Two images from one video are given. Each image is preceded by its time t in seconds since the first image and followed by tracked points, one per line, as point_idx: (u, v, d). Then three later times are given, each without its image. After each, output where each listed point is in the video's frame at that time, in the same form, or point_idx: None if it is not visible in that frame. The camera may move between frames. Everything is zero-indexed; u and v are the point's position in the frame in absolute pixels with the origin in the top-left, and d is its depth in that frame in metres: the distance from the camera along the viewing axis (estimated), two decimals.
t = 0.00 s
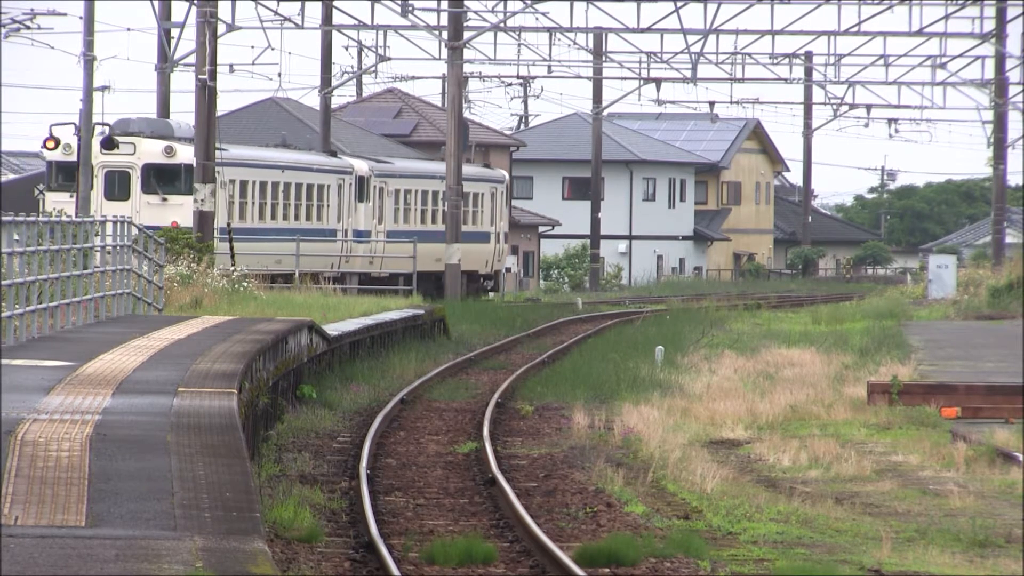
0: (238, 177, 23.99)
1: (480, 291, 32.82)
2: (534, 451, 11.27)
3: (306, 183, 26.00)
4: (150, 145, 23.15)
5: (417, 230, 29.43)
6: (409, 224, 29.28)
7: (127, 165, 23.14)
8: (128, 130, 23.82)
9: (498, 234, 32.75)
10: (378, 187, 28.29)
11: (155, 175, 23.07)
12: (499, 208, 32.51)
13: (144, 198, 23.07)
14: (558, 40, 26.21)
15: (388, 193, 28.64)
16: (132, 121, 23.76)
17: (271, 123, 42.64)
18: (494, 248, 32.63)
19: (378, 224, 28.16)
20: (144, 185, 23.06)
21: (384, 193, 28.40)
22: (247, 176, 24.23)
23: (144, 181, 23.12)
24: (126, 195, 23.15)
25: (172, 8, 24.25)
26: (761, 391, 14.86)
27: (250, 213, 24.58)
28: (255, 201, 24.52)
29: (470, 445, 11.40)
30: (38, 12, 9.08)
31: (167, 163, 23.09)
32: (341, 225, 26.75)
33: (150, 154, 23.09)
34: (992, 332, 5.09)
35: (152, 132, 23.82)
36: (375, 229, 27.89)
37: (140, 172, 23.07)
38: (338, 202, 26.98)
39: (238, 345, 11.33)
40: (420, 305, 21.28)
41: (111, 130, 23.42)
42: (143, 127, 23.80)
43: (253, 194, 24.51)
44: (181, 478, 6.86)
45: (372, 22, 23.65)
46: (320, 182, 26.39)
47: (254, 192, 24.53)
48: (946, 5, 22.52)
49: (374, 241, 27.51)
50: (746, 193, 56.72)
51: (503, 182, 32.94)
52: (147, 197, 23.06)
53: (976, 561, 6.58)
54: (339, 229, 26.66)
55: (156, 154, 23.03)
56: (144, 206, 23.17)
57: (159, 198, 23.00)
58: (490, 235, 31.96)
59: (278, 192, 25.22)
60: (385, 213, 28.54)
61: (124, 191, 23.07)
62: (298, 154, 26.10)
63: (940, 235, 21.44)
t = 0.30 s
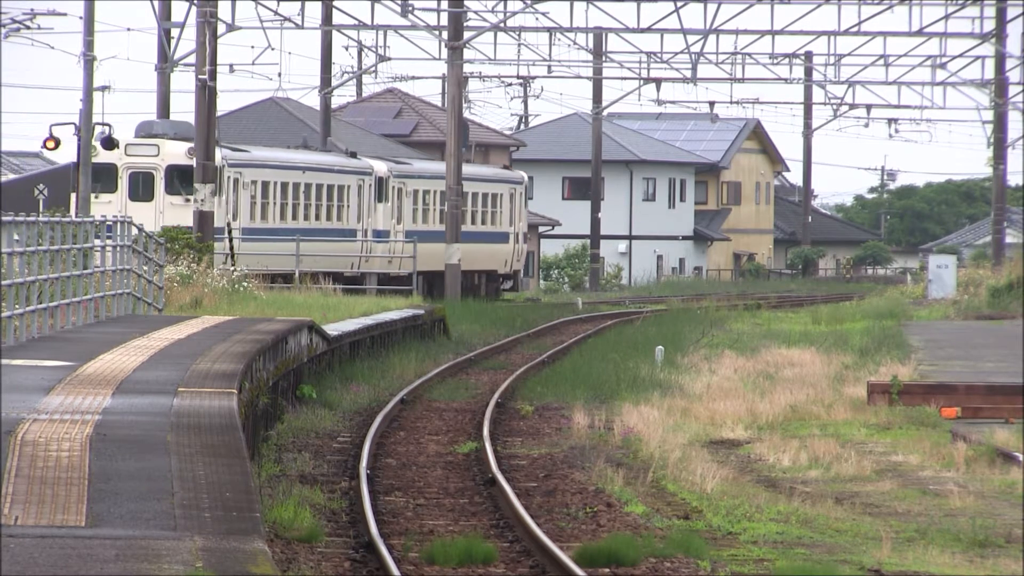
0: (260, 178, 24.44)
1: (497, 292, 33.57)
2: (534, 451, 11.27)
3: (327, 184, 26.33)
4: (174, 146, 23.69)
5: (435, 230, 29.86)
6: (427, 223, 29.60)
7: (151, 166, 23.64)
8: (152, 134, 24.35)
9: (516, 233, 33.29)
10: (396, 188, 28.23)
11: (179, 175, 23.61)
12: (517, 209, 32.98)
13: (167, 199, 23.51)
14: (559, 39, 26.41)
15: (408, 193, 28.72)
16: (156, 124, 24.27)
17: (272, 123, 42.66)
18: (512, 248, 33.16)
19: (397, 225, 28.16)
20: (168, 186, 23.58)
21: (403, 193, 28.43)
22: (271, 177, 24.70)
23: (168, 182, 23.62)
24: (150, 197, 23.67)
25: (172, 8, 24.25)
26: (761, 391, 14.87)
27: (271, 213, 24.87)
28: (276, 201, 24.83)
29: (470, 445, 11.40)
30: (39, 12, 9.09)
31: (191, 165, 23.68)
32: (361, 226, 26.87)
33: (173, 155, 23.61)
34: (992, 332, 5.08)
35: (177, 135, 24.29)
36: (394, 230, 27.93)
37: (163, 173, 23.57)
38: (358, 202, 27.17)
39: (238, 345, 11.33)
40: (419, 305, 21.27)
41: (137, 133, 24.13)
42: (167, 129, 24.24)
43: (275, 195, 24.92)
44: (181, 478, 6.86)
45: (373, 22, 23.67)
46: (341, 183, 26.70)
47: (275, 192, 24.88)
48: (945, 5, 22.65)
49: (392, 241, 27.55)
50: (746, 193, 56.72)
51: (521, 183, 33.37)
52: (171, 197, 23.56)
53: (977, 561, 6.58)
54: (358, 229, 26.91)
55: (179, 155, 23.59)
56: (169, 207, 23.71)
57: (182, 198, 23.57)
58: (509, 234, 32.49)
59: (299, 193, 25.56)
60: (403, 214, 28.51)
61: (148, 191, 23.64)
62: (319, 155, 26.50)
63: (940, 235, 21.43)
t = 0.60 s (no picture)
0: (281, 180, 24.73)
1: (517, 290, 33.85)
2: (534, 451, 11.27)
3: (348, 184, 26.49)
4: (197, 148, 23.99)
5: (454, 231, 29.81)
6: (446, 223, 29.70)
7: (175, 167, 23.99)
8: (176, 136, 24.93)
9: (535, 233, 33.49)
10: (415, 188, 28.44)
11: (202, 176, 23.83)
12: (537, 209, 33.08)
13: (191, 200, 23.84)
14: (559, 39, 26.15)
15: (426, 193, 28.95)
16: (179, 126, 24.84)
17: (272, 123, 42.70)
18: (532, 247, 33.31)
19: (416, 225, 28.41)
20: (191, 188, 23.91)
21: (421, 194, 28.70)
22: (293, 179, 24.99)
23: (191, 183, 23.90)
24: (175, 197, 24.05)
25: (172, 8, 24.25)
26: (761, 391, 14.87)
27: (293, 214, 25.15)
28: (297, 202, 25.09)
29: (470, 445, 11.40)
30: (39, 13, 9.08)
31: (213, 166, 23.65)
32: (380, 227, 26.96)
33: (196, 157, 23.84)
34: (992, 332, 5.09)
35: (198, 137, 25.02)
36: (412, 229, 28.08)
37: (186, 174, 23.90)
38: (378, 203, 27.28)
39: (238, 345, 11.33)
40: (419, 305, 21.27)
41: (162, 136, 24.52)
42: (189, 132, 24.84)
43: (296, 196, 25.14)
44: (181, 478, 6.86)
45: (373, 22, 23.66)
46: (360, 183, 26.77)
47: (297, 193, 25.15)
48: (946, 5, 22.49)
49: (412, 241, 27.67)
50: (746, 193, 56.72)
51: (543, 184, 33.45)
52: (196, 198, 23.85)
53: (977, 561, 6.58)
54: (378, 229, 26.98)
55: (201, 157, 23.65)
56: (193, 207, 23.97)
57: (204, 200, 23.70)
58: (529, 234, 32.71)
59: (319, 194, 25.75)
60: (422, 214, 28.79)
61: (172, 193, 24.02)
62: (340, 157, 26.67)
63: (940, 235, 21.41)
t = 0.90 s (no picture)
0: (304, 181, 24.95)
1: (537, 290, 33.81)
2: (534, 451, 11.26)
3: (367, 185, 26.41)
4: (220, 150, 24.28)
5: (474, 230, 29.69)
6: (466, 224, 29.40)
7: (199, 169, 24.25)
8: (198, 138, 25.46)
9: (556, 234, 33.37)
10: (434, 189, 28.89)
11: (224, 177, 24.16)
12: (557, 210, 32.94)
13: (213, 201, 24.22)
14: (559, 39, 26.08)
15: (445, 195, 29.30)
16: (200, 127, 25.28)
17: (273, 122, 42.74)
18: (551, 248, 33.17)
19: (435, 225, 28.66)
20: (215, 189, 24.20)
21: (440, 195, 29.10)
22: (314, 180, 25.14)
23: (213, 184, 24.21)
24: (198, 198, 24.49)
25: (172, 8, 24.24)
26: (761, 391, 14.87)
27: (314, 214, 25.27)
28: (319, 202, 25.21)
29: (470, 445, 11.40)
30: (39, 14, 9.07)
31: (235, 167, 24.11)
32: (400, 227, 26.89)
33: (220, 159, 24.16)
34: (992, 332, 5.10)
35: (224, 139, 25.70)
36: (431, 230, 28.34)
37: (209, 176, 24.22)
38: (398, 203, 27.24)
39: (238, 345, 11.33)
40: (419, 305, 21.27)
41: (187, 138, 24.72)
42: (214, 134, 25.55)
43: (317, 196, 25.30)
44: (181, 478, 6.86)
45: (373, 22, 23.64)
46: (382, 185, 26.79)
47: (319, 194, 25.30)
48: (945, 5, 22.46)
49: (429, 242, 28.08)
50: (746, 193, 56.72)
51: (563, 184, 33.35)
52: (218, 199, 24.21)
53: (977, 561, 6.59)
54: (398, 231, 26.96)
55: (224, 158, 24.11)
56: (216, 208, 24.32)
57: (228, 200, 24.08)
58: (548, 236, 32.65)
59: (341, 195, 25.79)
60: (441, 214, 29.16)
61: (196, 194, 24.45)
62: (360, 159, 26.58)
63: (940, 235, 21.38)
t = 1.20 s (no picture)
0: (325, 182, 25.01)
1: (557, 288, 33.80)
2: (534, 451, 11.27)
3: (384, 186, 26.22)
4: (243, 151, 24.27)
5: (493, 231, 29.80)
6: (484, 224, 29.54)
7: (222, 170, 24.39)
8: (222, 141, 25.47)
9: (576, 235, 33.25)
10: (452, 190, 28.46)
11: (246, 179, 24.15)
12: (577, 211, 32.82)
13: (236, 202, 24.19)
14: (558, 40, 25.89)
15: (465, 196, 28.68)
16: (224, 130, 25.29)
17: (272, 122, 42.74)
18: (571, 248, 33.08)
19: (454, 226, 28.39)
20: (237, 190, 24.21)
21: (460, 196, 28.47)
22: (334, 182, 25.15)
23: (237, 185, 24.25)
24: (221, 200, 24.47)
25: (172, 8, 24.24)
26: (761, 391, 14.87)
27: (335, 215, 25.32)
28: (339, 203, 25.25)
29: (469, 445, 11.40)
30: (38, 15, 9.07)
31: (258, 169, 24.14)
32: (419, 225, 26.93)
33: (242, 160, 24.20)
34: (992, 332, 5.10)
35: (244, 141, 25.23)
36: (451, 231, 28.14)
37: (232, 177, 24.23)
38: (417, 204, 27.27)
39: (238, 345, 11.33)
40: (420, 305, 21.26)
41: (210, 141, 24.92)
42: (236, 136, 25.36)
43: (338, 198, 25.31)
44: (181, 478, 6.86)
45: (373, 22, 23.63)
46: (401, 186, 26.70)
47: (339, 195, 25.33)
48: (946, 5, 22.30)
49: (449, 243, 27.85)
50: (746, 193, 56.74)
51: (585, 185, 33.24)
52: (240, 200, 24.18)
53: (976, 561, 6.60)
54: (417, 231, 26.94)
55: (247, 160, 24.12)
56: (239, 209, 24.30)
57: (250, 202, 24.06)
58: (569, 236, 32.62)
59: (360, 195, 25.71)
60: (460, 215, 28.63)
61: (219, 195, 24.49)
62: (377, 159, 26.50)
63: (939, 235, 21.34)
